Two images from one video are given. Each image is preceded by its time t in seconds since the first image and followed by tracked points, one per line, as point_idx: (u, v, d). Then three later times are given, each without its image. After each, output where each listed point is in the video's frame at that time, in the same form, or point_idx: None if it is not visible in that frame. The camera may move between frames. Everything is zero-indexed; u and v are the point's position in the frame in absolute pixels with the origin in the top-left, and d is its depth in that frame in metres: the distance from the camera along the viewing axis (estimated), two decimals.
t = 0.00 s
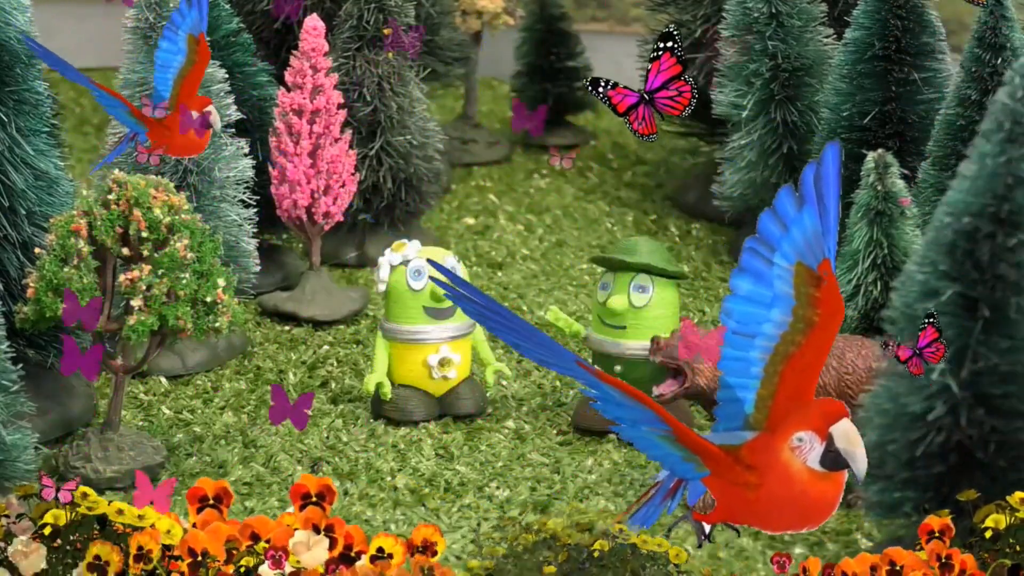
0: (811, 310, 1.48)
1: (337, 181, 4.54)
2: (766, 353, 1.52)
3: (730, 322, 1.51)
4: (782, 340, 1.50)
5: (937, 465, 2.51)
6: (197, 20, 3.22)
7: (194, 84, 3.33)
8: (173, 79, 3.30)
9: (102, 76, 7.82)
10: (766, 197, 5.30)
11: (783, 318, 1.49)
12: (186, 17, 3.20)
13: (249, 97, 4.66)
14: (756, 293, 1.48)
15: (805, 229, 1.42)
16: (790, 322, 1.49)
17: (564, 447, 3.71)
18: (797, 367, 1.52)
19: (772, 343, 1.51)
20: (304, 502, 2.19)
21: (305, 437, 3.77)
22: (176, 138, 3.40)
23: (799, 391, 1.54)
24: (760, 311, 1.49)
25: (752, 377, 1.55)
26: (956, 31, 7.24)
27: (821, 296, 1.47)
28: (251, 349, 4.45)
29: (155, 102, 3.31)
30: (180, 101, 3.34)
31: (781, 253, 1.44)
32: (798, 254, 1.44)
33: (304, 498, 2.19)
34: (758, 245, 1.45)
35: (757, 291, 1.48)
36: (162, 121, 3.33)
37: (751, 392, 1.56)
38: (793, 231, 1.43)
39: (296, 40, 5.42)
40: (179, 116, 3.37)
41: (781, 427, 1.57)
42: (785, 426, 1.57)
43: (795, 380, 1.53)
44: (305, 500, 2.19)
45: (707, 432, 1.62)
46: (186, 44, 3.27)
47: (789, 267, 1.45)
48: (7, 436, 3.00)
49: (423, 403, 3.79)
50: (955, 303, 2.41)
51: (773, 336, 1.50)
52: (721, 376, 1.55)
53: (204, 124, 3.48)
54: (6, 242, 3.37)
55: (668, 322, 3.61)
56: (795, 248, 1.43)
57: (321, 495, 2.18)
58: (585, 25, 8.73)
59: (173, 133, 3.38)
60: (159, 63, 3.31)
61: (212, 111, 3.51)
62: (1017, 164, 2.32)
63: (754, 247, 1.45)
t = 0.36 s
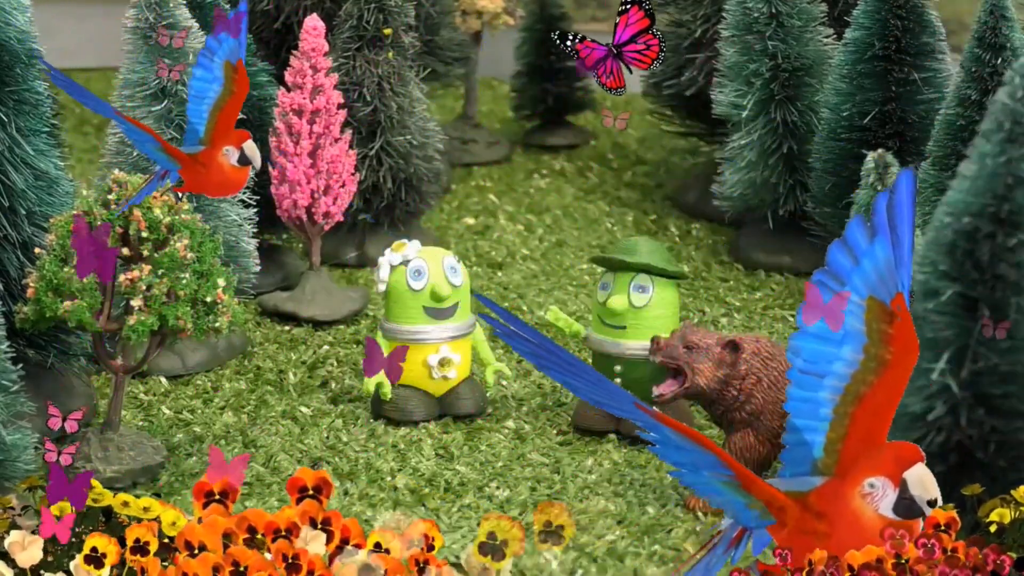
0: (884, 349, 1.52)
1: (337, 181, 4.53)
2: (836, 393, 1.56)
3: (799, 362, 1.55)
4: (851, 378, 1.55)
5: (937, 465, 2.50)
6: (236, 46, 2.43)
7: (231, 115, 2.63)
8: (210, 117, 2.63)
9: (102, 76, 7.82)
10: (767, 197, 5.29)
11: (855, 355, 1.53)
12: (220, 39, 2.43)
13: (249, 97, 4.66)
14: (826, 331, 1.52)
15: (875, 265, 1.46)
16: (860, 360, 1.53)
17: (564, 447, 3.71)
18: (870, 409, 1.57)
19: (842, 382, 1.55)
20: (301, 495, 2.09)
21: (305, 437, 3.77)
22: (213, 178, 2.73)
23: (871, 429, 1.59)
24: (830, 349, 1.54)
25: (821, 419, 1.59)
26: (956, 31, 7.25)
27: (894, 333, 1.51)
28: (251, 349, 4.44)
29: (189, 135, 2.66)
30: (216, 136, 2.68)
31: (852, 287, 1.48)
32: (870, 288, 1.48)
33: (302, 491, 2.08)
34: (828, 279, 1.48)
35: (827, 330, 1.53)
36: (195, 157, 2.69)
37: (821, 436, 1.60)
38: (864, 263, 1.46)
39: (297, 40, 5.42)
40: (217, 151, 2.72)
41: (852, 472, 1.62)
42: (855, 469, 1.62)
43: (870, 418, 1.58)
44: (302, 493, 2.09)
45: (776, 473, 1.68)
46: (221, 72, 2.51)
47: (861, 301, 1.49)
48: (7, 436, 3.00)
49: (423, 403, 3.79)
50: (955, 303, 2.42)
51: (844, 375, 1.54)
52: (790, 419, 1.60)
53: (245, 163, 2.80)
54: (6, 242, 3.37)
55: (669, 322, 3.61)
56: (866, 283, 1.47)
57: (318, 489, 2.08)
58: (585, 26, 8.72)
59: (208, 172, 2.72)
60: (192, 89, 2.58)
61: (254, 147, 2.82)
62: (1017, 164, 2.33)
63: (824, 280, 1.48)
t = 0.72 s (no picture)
0: (955, 386, 1.59)
1: (337, 181, 4.53)
2: (905, 434, 1.61)
3: (868, 399, 1.61)
4: (922, 418, 1.60)
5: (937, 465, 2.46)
6: (276, 67, 2.09)
7: (269, 145, 2.27)
8: (246, 145, 2.25)
9: (102, 76, 7.81)
10: (767, 197, 5.29)
11: (923, 390, 1.59)
12: (258, 62, 2.10)
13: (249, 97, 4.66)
14: (895, 365, 1.60)
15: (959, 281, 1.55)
16: (931, 398, 1.59)
17: (564, 447, 3.71)
18: (939, 449, 1.62)
19: (910, 422, 1.61)
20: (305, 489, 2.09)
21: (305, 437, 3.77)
22: (251, 216, 2.30)
23: (941, 471, 1.65)
24: (898, 385, 1.60)
25: (887, 462, 1.64)
26: (956, 31, 7.26)
27: (965, 369, 1.58)
28: (250, 349, 4.44)
29: (222, 169, 2.27)
30: (252, 168, 2.29)
31: (921, 321, 1.57)
32: (940, 322, 1.57)
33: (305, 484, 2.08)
34: (897, 312, 1.57)
35: (896, 364, 1.60)
36: (229, 193, 2.27)
37: (887, 480, 1.65)
38: (935, 296, 1.56)
39: (297, 40, 5.42)
40: (252, 186, 2.31)
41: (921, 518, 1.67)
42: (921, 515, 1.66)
43: (941, 458, 1.63)
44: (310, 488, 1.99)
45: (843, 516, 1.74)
46: (259, 100, 2.16)
47: (930, 335, 1.57)
48: (7, 436, 2.99)
49: (423, 403, 3.79)
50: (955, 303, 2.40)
51: (911, 412, 1.60)
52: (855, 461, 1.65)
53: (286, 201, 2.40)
54: (6, 242, 3.37)
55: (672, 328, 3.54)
56: (937, 315, 1.56)
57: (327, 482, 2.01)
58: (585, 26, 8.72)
59: (244, 207, 2.30)
60: (226, 119, 2.21)
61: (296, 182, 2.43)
62: (1017, 164, 2.33)
63: (891, 313, 1.57)
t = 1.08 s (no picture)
0: None
1: (337, 181, 4.54)
2: (975, 475, 1.42)
3: (935, 438, 1.41)
4: (992, 458, 1.40)
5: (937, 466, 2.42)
6: (313, 93, 2.11)
7: (305, 175, 2.31)
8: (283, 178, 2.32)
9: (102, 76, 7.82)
10: (767, 197, 5.29)
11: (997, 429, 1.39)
12: (293, 87, 2.13)
13: (249, 97, 4.66)
14: (964, 403, 1.39)
15: None
16: (1003, 437, 1.39)
17: (564, 447, 3.71)
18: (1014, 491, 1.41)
19: (982, 463, 1.41)
20: (340, 487, 1.81)
21: (305, 437, 3.77)
22: (286, 252, 2.38)
23: (1019, 518, 1.43)
24: (968, 424, 1.40)
25: (955, 505, 1.45)
26: (956, 31, 7.25)
27: None
28: (251, 349, 4.44)
29: (257, 202, 2.34)
30: (287, 202, 2.34)
31: (992, 354, 1.37)
32: (1012, 354, 1.37)
33: (342, 482, 1.80)
34: (965, 344, 1.38)
35: (965, 401, 1.39)
36: (263, 228, 2.35)
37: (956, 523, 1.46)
38: (1006, 326, 1.36)
39: (296, 40, 5.42)
40: (289, 221, 2.37)
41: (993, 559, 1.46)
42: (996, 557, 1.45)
43: (1015, 503, 1.42)
44: (344, 484, 1.82)
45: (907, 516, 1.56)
46: (294, 127, 2.20)
47: (1002, 369, 1.37)
48: (7, 436, 2.99)
49: (423, 403, 3.79)
50: (954, 303, 2.32)
51: (982, 452, 1.40)
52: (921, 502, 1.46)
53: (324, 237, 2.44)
54: (6, 242, 3.37)
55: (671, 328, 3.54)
56: (1009, 347, 1.36)
57: (361, 480, 1.81)
58: (585, 26, 8.72)
59: (280, 243, 2.38)
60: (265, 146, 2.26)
61: (333, 218, 2.42)
62: (1017, 164, 2.21)
63: (961, 346, 1.38)
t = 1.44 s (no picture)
0: None
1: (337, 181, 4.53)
2: None
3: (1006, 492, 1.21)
4: None
5: (937, 465, 2.42)
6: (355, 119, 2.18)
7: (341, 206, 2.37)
8: (318, 212, 2.37)
9: (102, 76, 7.81)
10: (766, 197, 5.29)
11: None
12: (333, 114, 2.17)
13: (249, 97, 4.66)
14: None
15: None
16: None
17: (564, 447, 3.71)
18: None
19: None
20: (333, 480, 1.92)
21: (305, 437, 3.77)
22: (320, 288, 2.60)
23: None
24: None
25: None
26: (956, 31, 7.25)
27: None
28: (250, 349, 4.44)
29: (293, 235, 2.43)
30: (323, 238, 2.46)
31: None
32: None
33: (334, 474, 1.92)
34: None
35: None
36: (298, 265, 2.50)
37: None
38: None
39: (297, 40, 5.42)
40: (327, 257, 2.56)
41: None
42: None
43: None
44: (336, 477, 1.93)
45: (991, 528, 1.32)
46: (332, 155, 2.23)
47: None
48: (7, 436, 2.99)
49: (423, 403, 3.79)
50: (954, 303, 2.32)
51: None
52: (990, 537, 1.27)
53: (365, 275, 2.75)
54: (6, 242, 3.37)
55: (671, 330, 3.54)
56: None
57: (353, 472, 1.91)
58: (585, 26, 8.72)
59: (315, 279, 2.59)
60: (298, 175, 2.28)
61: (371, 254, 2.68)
62: (1018, 164, 2.20)
63: None
